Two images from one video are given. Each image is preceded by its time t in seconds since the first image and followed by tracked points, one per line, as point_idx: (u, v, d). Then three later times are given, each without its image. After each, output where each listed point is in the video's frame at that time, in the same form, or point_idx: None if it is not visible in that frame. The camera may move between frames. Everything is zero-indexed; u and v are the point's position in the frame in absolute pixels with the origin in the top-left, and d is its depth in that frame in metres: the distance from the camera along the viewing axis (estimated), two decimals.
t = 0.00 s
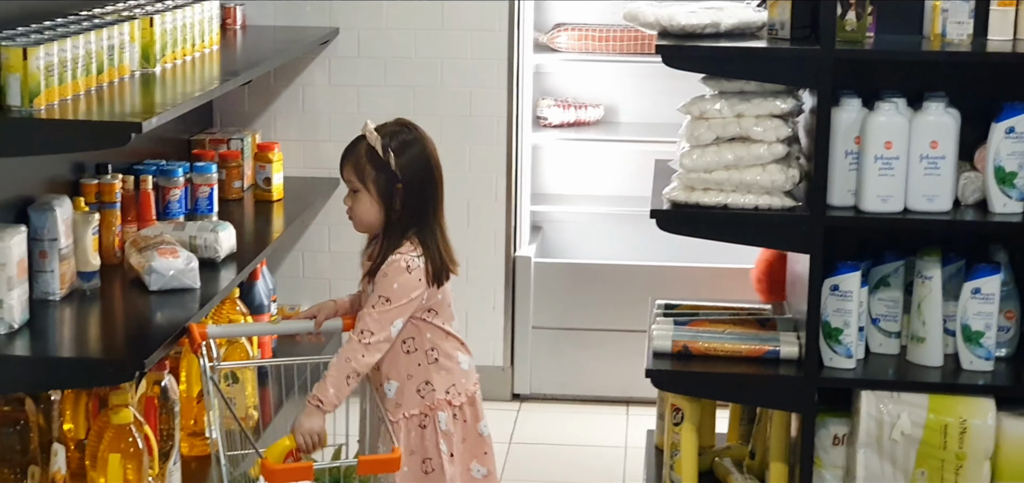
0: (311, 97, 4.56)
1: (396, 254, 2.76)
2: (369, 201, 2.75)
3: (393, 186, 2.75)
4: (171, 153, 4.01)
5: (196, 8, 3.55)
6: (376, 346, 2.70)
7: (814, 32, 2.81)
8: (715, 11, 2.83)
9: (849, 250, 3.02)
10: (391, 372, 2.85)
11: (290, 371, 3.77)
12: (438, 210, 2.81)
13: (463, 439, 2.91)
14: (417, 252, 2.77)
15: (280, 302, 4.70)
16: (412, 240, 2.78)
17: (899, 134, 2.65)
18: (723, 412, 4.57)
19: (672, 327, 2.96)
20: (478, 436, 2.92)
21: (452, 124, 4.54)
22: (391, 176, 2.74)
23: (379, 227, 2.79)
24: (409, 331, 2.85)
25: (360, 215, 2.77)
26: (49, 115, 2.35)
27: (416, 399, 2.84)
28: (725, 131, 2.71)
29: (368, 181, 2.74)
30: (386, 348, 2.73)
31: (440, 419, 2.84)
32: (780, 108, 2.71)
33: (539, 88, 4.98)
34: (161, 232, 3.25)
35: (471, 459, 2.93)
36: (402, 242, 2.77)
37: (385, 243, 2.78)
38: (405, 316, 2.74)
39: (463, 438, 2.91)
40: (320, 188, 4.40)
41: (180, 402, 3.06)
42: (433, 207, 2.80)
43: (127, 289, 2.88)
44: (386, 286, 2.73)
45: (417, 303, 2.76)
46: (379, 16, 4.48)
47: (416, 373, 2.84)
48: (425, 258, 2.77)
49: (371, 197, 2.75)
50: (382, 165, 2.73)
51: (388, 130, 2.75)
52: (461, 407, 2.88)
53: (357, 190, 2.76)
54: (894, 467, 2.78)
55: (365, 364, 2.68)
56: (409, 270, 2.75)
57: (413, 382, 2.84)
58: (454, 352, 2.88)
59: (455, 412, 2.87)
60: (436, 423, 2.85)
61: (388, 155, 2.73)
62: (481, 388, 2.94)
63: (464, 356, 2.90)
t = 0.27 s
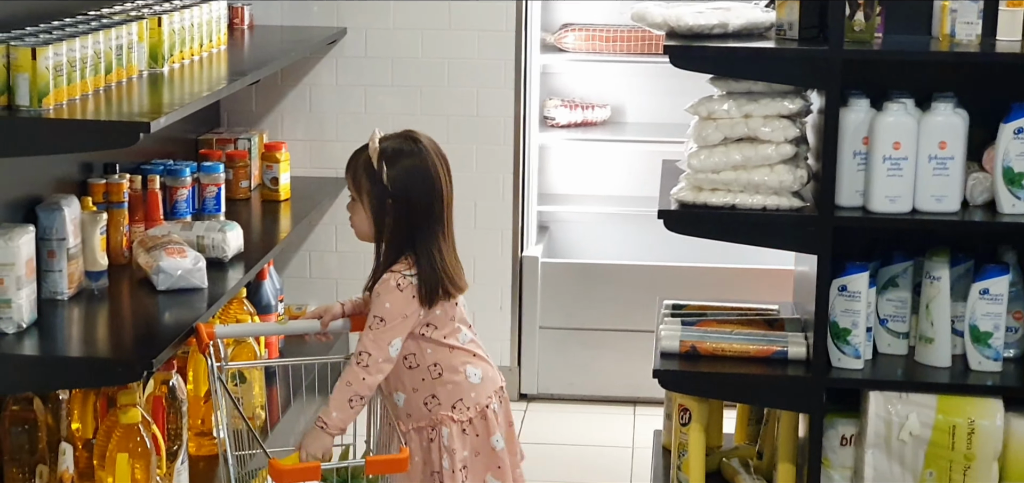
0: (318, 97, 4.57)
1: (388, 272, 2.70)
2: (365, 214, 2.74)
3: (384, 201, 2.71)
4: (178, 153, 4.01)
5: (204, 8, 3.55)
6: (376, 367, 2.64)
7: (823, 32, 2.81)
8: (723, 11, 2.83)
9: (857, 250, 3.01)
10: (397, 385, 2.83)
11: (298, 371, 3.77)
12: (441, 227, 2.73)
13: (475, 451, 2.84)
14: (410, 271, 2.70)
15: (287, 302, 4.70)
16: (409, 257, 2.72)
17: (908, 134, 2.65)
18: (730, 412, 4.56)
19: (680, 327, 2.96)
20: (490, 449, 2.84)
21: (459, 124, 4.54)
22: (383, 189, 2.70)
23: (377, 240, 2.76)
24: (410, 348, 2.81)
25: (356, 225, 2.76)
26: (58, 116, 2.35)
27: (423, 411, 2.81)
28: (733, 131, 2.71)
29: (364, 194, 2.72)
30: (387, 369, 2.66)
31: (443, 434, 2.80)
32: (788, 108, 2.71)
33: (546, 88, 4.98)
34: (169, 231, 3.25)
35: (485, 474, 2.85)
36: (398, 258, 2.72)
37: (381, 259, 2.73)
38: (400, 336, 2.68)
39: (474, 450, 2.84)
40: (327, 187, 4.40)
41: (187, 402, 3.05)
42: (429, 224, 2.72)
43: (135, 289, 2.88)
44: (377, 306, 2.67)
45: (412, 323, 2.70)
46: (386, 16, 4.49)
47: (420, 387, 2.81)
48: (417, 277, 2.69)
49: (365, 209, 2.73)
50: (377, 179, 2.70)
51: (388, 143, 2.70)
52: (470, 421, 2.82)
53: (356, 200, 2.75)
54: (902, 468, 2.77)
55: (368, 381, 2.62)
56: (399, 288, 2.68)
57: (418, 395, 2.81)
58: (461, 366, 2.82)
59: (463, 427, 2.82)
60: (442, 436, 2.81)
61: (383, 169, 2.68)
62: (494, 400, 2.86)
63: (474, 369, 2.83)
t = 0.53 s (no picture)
0: (326, 94, 4.57)
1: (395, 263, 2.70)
2: (376, 202, 2.72)
3: (394, 191, 2.69)
4: (186, 149, 4.02)
5: (212, 4, 3.56)
6: (382, 359, 2.63)
7: (831, 30, 2.81)
8: (731, 8, 2.83)
9: (865, 248, 3.01)
10: (399, 380, 2.85)
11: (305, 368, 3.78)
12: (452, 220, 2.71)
13: (475, 454, 2.85)
14: (416, 262, 2.70)
15: (294, 299, 4.71)
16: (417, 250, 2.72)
17: (916, 131, 2.64)
18: (737, 410, 4.56)
19: (687, 324, 2.96)
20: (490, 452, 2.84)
21: (467, 122, 4.54)
22: (395, 179, 2.68)
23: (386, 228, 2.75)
24: (413, 342, 2.82)
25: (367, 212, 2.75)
26: (66, 111, 2.36)
27: (420, 410, 2.83)
28: (741, 128, 2.71)
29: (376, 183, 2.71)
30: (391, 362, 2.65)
31: (439, 433, 2.81)
32: (796, 106, 2.70)
33: (554, 85, 4.98)
34: (177, 228, 3.25)
35: (483, 476, 2.84)
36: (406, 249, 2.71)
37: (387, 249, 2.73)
38: (404, 328, 2.67)
39: (473, 452, 2.85)
40: (335, 184, 4.41)
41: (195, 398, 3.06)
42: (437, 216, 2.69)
43: (143, 285, 2.89)
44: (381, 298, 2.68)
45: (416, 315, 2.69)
46: (394, 13, 4.49)
47: (419, 385, 2.82)
48: (424, 268, 2.69)
49: (376, 198, 2.72)
50: (390, 169, 2.68)
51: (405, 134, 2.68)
52: (467, 422, 2.83)
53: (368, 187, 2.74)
54: (909, 465, 2.77)
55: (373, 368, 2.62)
56: (405, 279, 2.68)
57: (416, 393, 2.82)
58: (460, 368, 2.81)
59: (460, 427, 2.83)
60: (437, 436, 2.83)
61: (398, 160, 2.66)
62: (494, 401, 2.86)
63: (472, 370, 2.83)
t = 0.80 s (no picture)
0: (327, 95, 4.57)
1: (417, 251, 2.72)
2: (392, 196, 2.74)
3: (412, 182, 2.71)
4: (188, 150, 4.02)
5: (213, 5, 3.56)
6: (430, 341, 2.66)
7: (832, 31, 2.81)
8: (732, 10, 2.82)
9: (867, 249, 3.01)
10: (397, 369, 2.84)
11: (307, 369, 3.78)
12: (470, 205, 2.74)
13: (463, 447, 2.84)
14: (441, 250, 2.72)
15: (296, 300, 4.71)
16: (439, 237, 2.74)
17: (917, 133, 2.64)
18: (739, 411, 4.56)
19: (688, 325, 2.96)
20: (479, 445, 2.83)
21: (469, 123, 4.54)
22: (411, 172, 2.70)
23: (405, 222, 2.77)
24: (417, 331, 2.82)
25: (383, 208, 2.77)
26: (67, 112, 2.36)
27: (415, 399, 2.82)
28: (742, 130, 2.70)
29: (391, 177, 2.73)
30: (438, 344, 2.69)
31: (432, 423, 2.80)
32: (797, 107, 2.70)
33: (556, 86, 4.98)
34: (178, 229, 3.25)
35: (471, 470, 2.83)
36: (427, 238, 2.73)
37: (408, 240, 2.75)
38: (439, 312, 2.69)
39: (462, 445, 2.83)
40: (336, 185, 4.40)
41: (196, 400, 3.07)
42: (457, 203, 2.72)
43: (144, 286, 2.89)
44: (411, 285, 2.69)
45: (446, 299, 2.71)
46: (395, 14, 4.49)
47: (418, 374, 2.81)
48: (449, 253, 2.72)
49: (393, 192, 2.73)
50: (405, 162, 2.70)
51: (415, 126, 2.70)
52: (459, 414, 2.82)
53: (383, 183, 2.75)
54: (910, 467, 2.77)
55: (420, 349, 2.64)
56: (434, 263, 2.70)
57: (412, 382, 2.81)
58: (457, 360, 2.82)
59: (451, 419, 2.82)
60: (429, 426, 2.81)
61: (411, 152, 2.69)
62: (485, 396, 2.85)
63: (464, 363, 2.83)
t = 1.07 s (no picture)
0: (337, 94, 4.57)
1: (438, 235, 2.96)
2: (399, 189, 2.96)
3: (418, 174, 2.95)
4: (198, 150, 4.02)
5: (223, 5, 3.56)
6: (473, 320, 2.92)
7: (843, 30, 2.80)
8: (743, 9, 2.81)
9: (878, 249, 3.00)
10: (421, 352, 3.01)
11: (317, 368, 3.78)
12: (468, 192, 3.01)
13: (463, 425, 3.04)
14: (457, 236, 2.98)
15: (306, 299, 4.71)
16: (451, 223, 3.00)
17: (929, 132, 2.62)
18: (749, 411, 4.55)
19: (700, 325, 2.95)
20: (478, 426, 3.04)
21: (478, 122, 4.54)
22: (417, 163, 2.95)
23: (410, 214, 2.99)
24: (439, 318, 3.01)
25: (388, 202, 2.97)
26: (78, 112, 2.35)
27: (437, 383, 3.01)
28: (754, 129, 2.69)
29: (397, 171, 2.96)
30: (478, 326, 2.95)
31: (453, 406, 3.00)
32: (809, 106, 2.69)
33: (565, 85, 4.97)
34: (189, 228, 3.25)
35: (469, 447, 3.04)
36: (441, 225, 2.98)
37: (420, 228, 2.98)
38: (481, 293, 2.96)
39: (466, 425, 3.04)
40: (346, 184, 4.40)
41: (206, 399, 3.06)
42: (460, 189, 2.99)
43: (154, 286, 2.89)
44: (444, 269, 2.94)
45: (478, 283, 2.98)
46: (405, 13, 4.49)
47: (442, 358, 3.00)
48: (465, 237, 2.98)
49: (399, 185, 2.96)
50: (412, 154, 2.95)
51: (412, 122, 2.96)
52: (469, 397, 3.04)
53: (387, 178, 2.97)
54: (923, 467, 2.76)
55: (469, 328, 2.92)
56: (457, 247, 2.95)
57: (437, 365, 3.00)
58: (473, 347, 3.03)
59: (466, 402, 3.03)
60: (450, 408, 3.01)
61: (416, 144, 2.94)
62: (490, 382, 3.08)
63: (477, 350, 3.05)
